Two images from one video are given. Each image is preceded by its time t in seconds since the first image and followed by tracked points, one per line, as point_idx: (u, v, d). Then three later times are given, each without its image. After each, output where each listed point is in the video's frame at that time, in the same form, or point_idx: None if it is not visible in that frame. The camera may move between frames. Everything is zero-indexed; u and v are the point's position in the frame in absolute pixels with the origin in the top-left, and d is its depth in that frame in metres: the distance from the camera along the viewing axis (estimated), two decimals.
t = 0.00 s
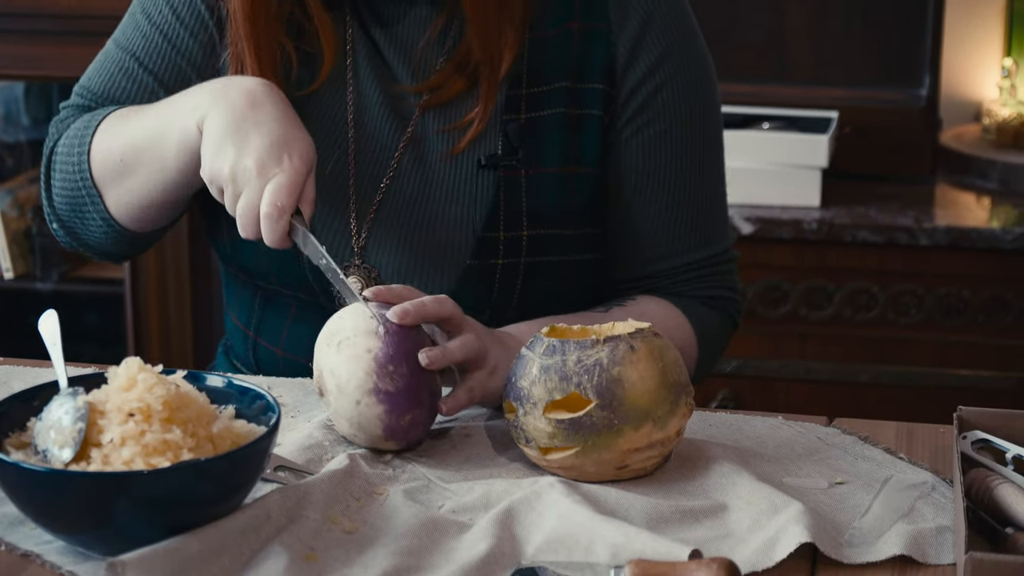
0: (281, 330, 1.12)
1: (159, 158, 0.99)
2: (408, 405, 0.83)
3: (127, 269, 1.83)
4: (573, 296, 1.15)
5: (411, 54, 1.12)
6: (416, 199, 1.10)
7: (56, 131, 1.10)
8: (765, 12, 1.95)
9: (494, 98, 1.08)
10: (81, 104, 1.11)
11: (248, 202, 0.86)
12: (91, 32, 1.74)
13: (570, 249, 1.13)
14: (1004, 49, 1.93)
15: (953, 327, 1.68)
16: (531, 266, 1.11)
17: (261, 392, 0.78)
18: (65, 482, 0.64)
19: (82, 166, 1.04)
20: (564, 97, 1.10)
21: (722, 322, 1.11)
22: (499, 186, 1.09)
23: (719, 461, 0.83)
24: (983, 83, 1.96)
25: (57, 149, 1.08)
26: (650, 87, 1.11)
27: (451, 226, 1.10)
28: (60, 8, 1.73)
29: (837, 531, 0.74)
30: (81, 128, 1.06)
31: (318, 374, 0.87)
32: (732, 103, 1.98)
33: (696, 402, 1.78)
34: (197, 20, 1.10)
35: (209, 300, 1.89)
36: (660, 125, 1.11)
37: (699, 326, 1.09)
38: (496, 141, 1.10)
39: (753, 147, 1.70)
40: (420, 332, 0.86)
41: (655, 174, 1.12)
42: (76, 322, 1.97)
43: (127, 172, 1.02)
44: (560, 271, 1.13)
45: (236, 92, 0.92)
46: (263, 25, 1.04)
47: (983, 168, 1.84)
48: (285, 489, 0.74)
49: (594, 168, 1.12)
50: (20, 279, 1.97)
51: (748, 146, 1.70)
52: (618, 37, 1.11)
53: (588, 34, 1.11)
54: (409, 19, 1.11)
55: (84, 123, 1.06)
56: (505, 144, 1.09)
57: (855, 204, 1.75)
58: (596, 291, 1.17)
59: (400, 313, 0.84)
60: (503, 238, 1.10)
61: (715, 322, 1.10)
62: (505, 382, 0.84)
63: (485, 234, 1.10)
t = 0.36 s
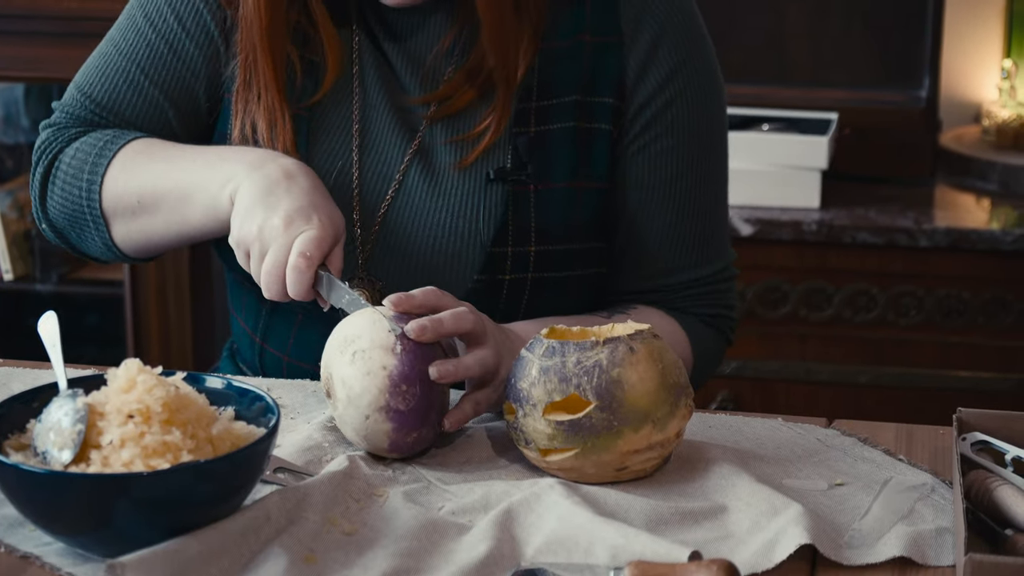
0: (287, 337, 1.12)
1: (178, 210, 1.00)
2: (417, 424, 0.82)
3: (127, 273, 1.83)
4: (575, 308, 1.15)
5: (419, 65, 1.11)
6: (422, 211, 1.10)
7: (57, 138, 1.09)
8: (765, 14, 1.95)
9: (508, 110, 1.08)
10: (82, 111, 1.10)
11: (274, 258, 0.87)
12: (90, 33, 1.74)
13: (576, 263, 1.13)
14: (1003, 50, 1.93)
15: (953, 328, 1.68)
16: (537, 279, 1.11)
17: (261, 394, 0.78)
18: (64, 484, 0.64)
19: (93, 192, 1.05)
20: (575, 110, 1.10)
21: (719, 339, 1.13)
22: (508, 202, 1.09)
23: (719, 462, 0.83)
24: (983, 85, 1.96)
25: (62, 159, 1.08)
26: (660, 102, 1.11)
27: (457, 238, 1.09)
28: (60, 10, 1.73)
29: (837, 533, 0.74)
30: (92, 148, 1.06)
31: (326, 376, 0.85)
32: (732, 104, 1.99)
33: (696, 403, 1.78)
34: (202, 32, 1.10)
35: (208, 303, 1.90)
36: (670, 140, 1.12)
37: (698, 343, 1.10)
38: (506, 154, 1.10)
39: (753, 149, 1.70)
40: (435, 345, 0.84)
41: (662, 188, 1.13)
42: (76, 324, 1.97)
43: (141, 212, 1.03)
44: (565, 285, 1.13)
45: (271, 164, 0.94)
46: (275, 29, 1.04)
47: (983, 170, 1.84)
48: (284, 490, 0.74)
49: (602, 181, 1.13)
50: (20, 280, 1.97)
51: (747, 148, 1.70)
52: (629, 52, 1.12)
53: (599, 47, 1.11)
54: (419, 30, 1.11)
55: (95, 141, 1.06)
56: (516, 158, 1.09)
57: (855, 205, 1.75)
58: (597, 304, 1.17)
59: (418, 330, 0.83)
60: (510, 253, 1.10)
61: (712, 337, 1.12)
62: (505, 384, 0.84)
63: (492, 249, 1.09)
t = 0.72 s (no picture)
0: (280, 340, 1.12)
1: (183, 253, 1.01)
2: (423, 427, 0.82)
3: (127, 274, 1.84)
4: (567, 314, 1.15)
5: (414, 69, 1.11)
6: (415, 217, 1.09)
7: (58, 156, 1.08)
8: (765, 13, 1.95)
9: (503, 120, 1.08)
10: (81, 125, 1.09)
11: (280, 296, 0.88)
12: (90, 32, 1.74)
13: (570, 271, 1.13)
14: (1003, 49, 1.93)
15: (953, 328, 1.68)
16: (530, 289, 1.12)
17: (261, 393, 0.78)
18: (65, 483, 0.64)
19: (96, 220, 1.04)
20: (572, 119, 1.10)
21: (709, 346, 1.14)
22: (504, 210, 1.09)
23: (719, 462, 0.83)
24: (983, 84, 1.96)
25: (65, 180, 1.07)
26: (658, 112, 1.12)
27: (452, 247, 1.09)
28: (61, 9, 1.73)
29: (837, 532, 0.74)
30: (97, 175, 1.05)
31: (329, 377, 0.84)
32: (731, 104, 1.99)
33: (696, 403, 1.78)
34: (196, 36, 1.09)
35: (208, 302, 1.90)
36: (667, 149, 1.12)
37: (691, 352, 1.11)
38: (502, 161, 1.09)
39: (753, 148, 1.70)
40: (439, 348, 0.84)
41: (659, 197, 1.13)
42: (76, 323, 1.97)
43: (144, 251, 1.04)
44: (557, 293, 1.13)
45: (280, 223, 0.96)
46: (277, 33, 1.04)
47: (983, 169, 1.84)
48: (285, 489, 0.74)
49: (596, 189, 1.13)
50: (20, 280, 1.97)
51: (747, 147, 1.71)
52: (627, 60, 1.12)
53: (598, 54, 1.11)
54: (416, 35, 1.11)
55: (101, 168, 1.05)
56: (512, 166, 1.09)
57: (855, 205, 1.75)
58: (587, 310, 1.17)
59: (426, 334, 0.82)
60: (504, 262, 1.10)
61: (703, 345, 1.12)
62: (505, 383, 0.84)
63: (487, 258, 1.09)
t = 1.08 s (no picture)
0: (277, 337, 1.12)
1: (179, 257, 1.00)
2: (419, 427, 0.82)
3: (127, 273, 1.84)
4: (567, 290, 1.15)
5: (403, 47, 1.11)
6: (411, 193, 1.09)
7: (61, 175, 1.09)
8: (765, 13, 1.95)
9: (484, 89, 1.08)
10: (84, 145, 1.09)
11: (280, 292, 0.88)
12: (91, 33, 1.74)
13: (567, 243, 1.14)
14: (1003, 49, 1.93)
15: (953, 328, 1.68)
16: (529, 259, 1.13)
17: (261, 392, 0.78)
18: (64, 482, 0.64)
19: (95, 234, 1.05)
20: (561, 92, 1.11)
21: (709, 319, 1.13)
22: (498, 180, 1.09)
23: (718, 461, 0.83)
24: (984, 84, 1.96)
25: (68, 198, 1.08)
26: (645, 82, 1.12)
27: (449, 220, 1.09)
28: (62, 9, 1.74)
29: (837, 531, 0.74)
30: (96, 187, 1.05)
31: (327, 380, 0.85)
32: (731, 103, 1.99)
33: (696, 402, 1.78)
34: (186, 41, 1.09)
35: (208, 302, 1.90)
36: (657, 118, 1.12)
37: (690, 326, 1.10)
38: (493, 135, 1.10)
39: (753, 147, 1.70)
40: (436, 346, 0.84)
41: (651, 167, 1.12)
42: (77, 323, 1.97)
43: (144, 258, 1.03)
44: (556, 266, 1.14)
45: (267, 211, 0.94)
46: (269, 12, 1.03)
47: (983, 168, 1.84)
48: (285, 489, 0.74)
49: (588, 160, 1.13)
50: (20, 279, 1.97)
51: (747, 147, 1.71)
52: (612, 32, 1.12)
53: (583, 29, 1.12)
54: (401, 14, 1.10)
55: (101, 179, 1.06)
56: (504, 139, 1.10)
57: (855, 204, 1.75)
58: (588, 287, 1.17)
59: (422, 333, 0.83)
60: (502, 232, 1.10)
61: (701, 318, 1.11)
62: (505, 382, 0.84)
63: (485, 228, 1.10)
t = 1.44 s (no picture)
0: (276, 331, 1.12)
1: (170, 216, 1.00)
2: (414, 419, 0.82)
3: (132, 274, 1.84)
4: (560, 284, 1.15)
5: (391, 43, 1.11)
6: (396, 187, 1.09)
7: (63, 169, 1.09)
8: (770, 13, 1.95)
9: (476, 80, 1.08)
10: (85, 140, 1.10)
11: (260, 255, 0.89)
12: (96, 33, 1.74)
13: (556, 235, 1.12)
14: (1008, 49, 1.92)
15: (958, 328, 1.68)
16: (514, 250, 1.11)
17: (266, 392, 0.78)
18: (70, 482, 0.64)
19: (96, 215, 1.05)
20: (543, 82, 1.10)
21: (705, 308, 1.12)
22: (480, 172, 1.09)
23: (724, 462, 0.83)
24: (989, 83, 1.96)
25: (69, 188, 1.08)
26: (632, 71, 1.11)
27: (433, 211, 1.09)
28: (67, 9, 1.74)
29: (842, 532, 0.74)
30: (94, 171, 1.06)
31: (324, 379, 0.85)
32: (736, 103, 1.99)
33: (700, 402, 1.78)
34: (185, 46, 1.09)
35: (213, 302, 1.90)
36: (642, 107, 1.11)
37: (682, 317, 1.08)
38: (476, 126, 1.09)
39: (757, 147, 1.70)
40: (425, 338, 0.84)
41: (636, 154, 1.12)
42: (82, 323, 1.97)
43: (141, 224, 1.03)
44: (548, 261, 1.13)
45: (251, 151, 0.94)
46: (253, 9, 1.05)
47: (989, 168, 1.83)
48: (291, 489, 0.74)
49: (576, 152, 1.13)
50: (25, 279, 1.97)
51: (752, 147, 1.70)
52: (597, 21, 1.12)
53: (566, 21, 1.11)
54: (387, 9, 1.11)
55: (97, 164, 1.06)
56: (486, 130, 1.09)
57: (860, 205, 1.75)
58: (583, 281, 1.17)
59: (407, 323, 0.83)
60: (486, 221, 1.10)
61: (696, 308, 1.10)
62: (510, 382, 0.84)
63: (468, 219, 1.09)
